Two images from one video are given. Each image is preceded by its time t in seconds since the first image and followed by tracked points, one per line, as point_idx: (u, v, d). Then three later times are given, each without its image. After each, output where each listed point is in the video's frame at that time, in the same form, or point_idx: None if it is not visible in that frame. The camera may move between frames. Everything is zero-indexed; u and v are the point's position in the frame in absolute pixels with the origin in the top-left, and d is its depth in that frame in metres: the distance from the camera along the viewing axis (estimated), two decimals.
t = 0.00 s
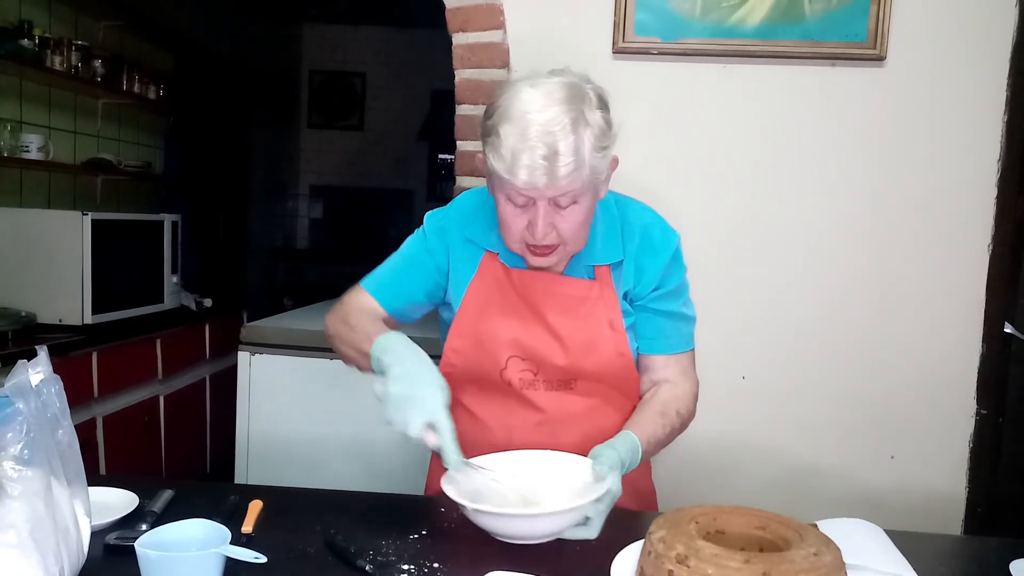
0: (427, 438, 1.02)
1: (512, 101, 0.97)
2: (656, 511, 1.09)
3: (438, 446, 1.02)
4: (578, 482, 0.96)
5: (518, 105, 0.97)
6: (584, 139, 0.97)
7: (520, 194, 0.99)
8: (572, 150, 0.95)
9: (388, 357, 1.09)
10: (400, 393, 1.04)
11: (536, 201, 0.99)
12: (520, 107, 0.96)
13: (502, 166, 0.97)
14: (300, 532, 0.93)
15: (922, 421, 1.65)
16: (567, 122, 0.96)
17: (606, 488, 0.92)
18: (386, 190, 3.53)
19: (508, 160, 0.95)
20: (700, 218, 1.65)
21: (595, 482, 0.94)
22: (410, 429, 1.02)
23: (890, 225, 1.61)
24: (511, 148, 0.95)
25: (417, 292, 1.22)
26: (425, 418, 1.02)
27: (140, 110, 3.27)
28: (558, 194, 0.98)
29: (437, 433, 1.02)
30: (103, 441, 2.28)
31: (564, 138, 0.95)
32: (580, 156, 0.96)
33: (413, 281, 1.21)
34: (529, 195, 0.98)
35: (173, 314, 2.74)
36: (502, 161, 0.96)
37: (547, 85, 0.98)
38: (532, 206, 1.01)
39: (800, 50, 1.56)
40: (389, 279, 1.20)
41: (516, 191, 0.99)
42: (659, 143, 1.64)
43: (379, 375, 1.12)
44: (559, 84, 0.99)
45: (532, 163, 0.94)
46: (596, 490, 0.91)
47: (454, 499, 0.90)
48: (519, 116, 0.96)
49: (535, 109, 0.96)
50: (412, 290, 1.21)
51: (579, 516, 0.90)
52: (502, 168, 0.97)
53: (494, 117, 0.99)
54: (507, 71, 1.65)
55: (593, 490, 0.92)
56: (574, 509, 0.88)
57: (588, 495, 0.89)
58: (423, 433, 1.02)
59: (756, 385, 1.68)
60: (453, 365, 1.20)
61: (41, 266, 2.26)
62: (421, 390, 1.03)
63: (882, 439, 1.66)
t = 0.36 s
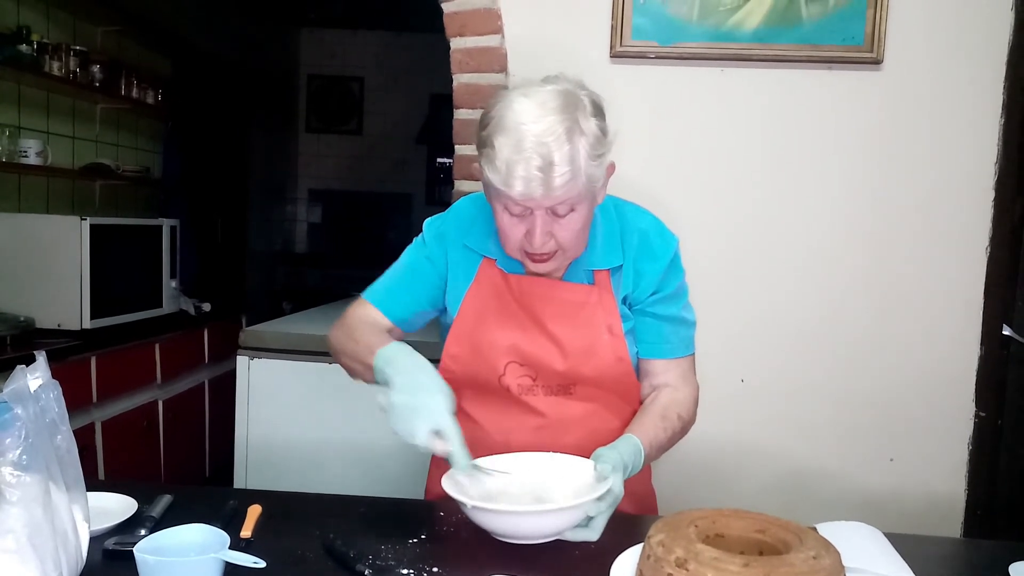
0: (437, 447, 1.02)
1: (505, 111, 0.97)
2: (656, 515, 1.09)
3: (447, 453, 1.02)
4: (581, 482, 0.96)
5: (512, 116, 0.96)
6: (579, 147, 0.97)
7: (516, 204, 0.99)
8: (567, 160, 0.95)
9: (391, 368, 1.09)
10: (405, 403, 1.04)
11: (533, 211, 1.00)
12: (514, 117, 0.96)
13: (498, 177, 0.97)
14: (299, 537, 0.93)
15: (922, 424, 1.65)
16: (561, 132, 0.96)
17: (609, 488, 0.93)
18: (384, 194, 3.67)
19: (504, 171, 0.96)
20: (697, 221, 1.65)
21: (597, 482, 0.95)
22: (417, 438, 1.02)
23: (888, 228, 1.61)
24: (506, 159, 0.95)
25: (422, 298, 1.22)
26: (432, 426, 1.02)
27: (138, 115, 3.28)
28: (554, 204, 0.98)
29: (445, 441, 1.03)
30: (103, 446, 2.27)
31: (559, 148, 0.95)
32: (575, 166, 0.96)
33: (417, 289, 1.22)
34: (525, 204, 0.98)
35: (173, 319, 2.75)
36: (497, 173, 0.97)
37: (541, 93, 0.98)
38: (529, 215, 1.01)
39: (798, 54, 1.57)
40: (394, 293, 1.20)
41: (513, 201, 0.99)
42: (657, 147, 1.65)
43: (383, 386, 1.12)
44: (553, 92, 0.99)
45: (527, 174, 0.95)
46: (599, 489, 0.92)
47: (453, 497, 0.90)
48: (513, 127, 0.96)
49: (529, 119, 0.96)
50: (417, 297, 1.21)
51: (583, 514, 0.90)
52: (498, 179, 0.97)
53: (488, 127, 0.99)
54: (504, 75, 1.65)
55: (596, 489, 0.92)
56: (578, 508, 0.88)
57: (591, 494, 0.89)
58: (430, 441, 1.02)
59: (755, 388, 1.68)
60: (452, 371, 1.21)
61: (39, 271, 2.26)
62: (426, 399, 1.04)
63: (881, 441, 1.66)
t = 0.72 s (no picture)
0: (429, 448, 1.01)
1: (505, 114, 0.97)
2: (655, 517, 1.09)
3: (439, 455, 1.01)
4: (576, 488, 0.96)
5: (511, 119, 0.96)
6: (578, 151, 0.97)
7: (516, 208, 0.99)
8: (567, 164, 0.95)
9: (386, 368, 1.09)
10: (398, 403, 1.03)
11: (532, 215, 1.00)
12: (513, 121, 0.96)
13: (497, 181, 0.97)
14: (299, 540, 0.93)
15: (922, 425, 1.65)
16: (561, 136, 0.96)
17: (603, 495, 0.92)
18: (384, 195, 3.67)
19: (503, 175, 0.96)
20: (697, 223, 1.65)
21: (592, 487, 0.94)
22: (410, 438, 1.01)
23: (887, 230, 1.62)
24: (506, 163, 0.95)
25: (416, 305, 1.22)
26: (426, 427, 1.01)
27: (138, 117, 3.28)
28: (553, 208, 0.98)
29: (438, 443, 1.02)
30: (102, 448, 2.27)
31: (558, 152, 0.95)
32: (575, 169, 0.97)
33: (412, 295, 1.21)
34: (524, 208, 0.98)
35: (172, 321, 2.75)
36: (496, 177, 0.97)
37: (540, 97, 0.98)
38: (528, 219, 1.01)
39: (797, 56, 1.57)
40: (390, 297, 1.20)
41: (512, 205, 0.99)
42: (657, 150, 1.65)
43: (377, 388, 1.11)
44: (552, 95, 0.99)
45: (527, 178, 0.95)
46: (591, 496, 0.91)
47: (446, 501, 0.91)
48: (513, 131, 0.96)
49: (528, 123, 0.96)
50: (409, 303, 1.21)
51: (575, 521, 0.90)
52: (497, 183, 0.97)
53: (487, 130, 0.99)
54: (504, 77, 1.65)
55: (589, 495, 0.91)
56: (570, 514, 0.88)
57: (582, 500, 0.89)
58: (424, 442, 1.01)
59: (755, 389, 1.68)
60: (451, 375, 1.21)
61: (38, 274, 2.25)
62: (421, 399, 1.03)
63: (880, 443, 1.66)
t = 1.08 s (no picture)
0: (451, 454, 1.00)
1: (502, 114, 0.97)
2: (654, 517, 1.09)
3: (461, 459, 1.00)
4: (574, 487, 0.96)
5: (509, 119, 0.96)
6: (576, 151, 0.97)
7: (513, 208, 0.99)
8: (565, 164, 0.96)
9: (399, 377, 1.08)
10: (415, 411, 1.02)
11: (530, 215, 1.00)
12: (511, 121, 0.96)
13: (496, 181, 0.97)
14: (298, 540, 0.93)
15: (920, 424, 1.65)
16: (559, 136, 0.96)
17: (603, 495, 0.92)
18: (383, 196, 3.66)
19: (501, 175, 0.96)
20: (696, 223, 1.65)
21: (592, 487, 0.94)
22: (431, 446, 1.00)
23: (886, 229, 1.62)
24: (504, 163, 0.95)
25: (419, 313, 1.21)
26: (444, 433, 1.01)
27: (137, 118, 3.28)
28: (551, 208, 0.98)
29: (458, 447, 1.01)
30: (102, 450, 2.27)
31: (557, 152, 0.95)
32: (573, 169, 0.97)
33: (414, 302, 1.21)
34: (522, 208, 0.98)
35: (172, 322, 2.75)
36: (495, 177, 0.97)
37: (538, 96, 0.98)
38: (526, 219, 1.01)
39: (796, 56, 1.57)
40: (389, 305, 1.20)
41: (510, 205, 0.99)
42: (656, 150, 1.65)
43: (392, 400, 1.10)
44: (550, 95, 0.99)
45: (525, 178, 0.95)
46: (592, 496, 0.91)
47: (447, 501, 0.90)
48: (510, 131, 0.96)
49: (526, 123, 0.96)
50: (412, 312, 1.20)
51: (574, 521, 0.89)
52: (495, 183, 0.97)
53: (485, 130, 0.99)
54: (502, 77, 1.65)
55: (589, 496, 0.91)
56: (568, 515, 0.87)
57: (583, 502, 0.89)
58: (444, 449, 1.00)
59: (754, 389, 1.68)
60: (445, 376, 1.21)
61: (37, 275, 2.25)
62: (438, 405, 1.02)
63: (879, 442, 1.66)
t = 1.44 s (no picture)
0: (416, 386, 1.01)
1: (508, 115, 0.97)
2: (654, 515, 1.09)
3: (427, 392, 1.02)
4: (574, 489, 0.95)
5: (515, 120, 0.96)
6: (582, 154, 0.97)
7: (518, 209, 0.99)
8: (571, 167, 0.95)
9: (364, 321, 1.08)
10: (380, 347, 1.02)
11: (534, 216, 1.00)
12: (517, 122, 0.96)
13: (501, 182, 0.97)
14: (298, 539, 0.93)
15: (920, 423, 1.65)
16: (565, 139, 0.95)
17: (602, 495, 0.92)
18: (382, 196, 3.58)
19: (508, 177, 0.95)
20: (696, 222, 1.65)
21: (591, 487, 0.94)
22: (397, 380, 1.00)
23: (886, 228, 1.62)
24: (511, 165, 0.95)
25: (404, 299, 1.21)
26: (411, 365, 1.01)
27: (137, 117, 3.28)
28: (556, 210, 0.98)
29: (424, 382, 1.02)
30: (101, 449, 2.27)
31: (563, 154, 0.95)
32: (579, 172, 0.97)
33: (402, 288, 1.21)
34: (527, 210, 0.98)
35: (171, 321, 2.75)
36: (501, 178, 0.96)
37: (544, 97, 0.97)
38: (529, 220, 1.01)
39: (796, 55, 1.57)
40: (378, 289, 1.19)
41: (515, 206, 0.99)
42: (656, 149, 1.65)
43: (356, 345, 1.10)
44: (555, 96, 0.98)
45: (532, 181, 0.95)
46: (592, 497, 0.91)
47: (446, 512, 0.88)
48: (516, 132, 0.95)
49: (533, 125, 0.95)
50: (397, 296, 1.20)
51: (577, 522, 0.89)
52: (501, 184, 0.97)
53: (490, 130, 0.98)
54: (503, 76, 1.65)
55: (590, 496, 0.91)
56: (572, 518, 0.87)
57: (584, 503, 0.89)
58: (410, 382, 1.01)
59: (754, 388, 1.68)
60: (447, 375, 1.21)
61: (36, 274, 2.25)
62: (403, 341, 1.03)
63: (880, 442, 1.66)
